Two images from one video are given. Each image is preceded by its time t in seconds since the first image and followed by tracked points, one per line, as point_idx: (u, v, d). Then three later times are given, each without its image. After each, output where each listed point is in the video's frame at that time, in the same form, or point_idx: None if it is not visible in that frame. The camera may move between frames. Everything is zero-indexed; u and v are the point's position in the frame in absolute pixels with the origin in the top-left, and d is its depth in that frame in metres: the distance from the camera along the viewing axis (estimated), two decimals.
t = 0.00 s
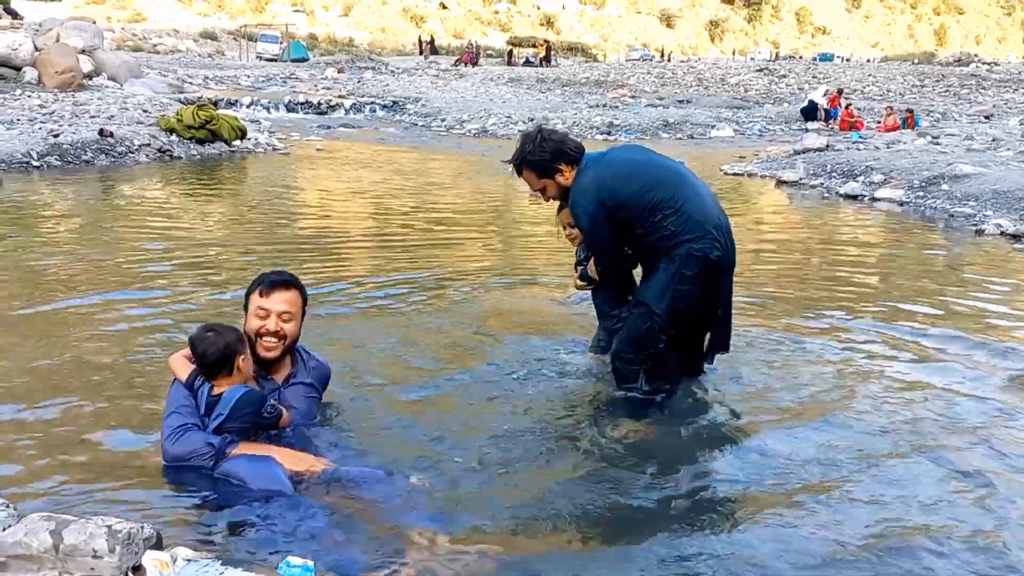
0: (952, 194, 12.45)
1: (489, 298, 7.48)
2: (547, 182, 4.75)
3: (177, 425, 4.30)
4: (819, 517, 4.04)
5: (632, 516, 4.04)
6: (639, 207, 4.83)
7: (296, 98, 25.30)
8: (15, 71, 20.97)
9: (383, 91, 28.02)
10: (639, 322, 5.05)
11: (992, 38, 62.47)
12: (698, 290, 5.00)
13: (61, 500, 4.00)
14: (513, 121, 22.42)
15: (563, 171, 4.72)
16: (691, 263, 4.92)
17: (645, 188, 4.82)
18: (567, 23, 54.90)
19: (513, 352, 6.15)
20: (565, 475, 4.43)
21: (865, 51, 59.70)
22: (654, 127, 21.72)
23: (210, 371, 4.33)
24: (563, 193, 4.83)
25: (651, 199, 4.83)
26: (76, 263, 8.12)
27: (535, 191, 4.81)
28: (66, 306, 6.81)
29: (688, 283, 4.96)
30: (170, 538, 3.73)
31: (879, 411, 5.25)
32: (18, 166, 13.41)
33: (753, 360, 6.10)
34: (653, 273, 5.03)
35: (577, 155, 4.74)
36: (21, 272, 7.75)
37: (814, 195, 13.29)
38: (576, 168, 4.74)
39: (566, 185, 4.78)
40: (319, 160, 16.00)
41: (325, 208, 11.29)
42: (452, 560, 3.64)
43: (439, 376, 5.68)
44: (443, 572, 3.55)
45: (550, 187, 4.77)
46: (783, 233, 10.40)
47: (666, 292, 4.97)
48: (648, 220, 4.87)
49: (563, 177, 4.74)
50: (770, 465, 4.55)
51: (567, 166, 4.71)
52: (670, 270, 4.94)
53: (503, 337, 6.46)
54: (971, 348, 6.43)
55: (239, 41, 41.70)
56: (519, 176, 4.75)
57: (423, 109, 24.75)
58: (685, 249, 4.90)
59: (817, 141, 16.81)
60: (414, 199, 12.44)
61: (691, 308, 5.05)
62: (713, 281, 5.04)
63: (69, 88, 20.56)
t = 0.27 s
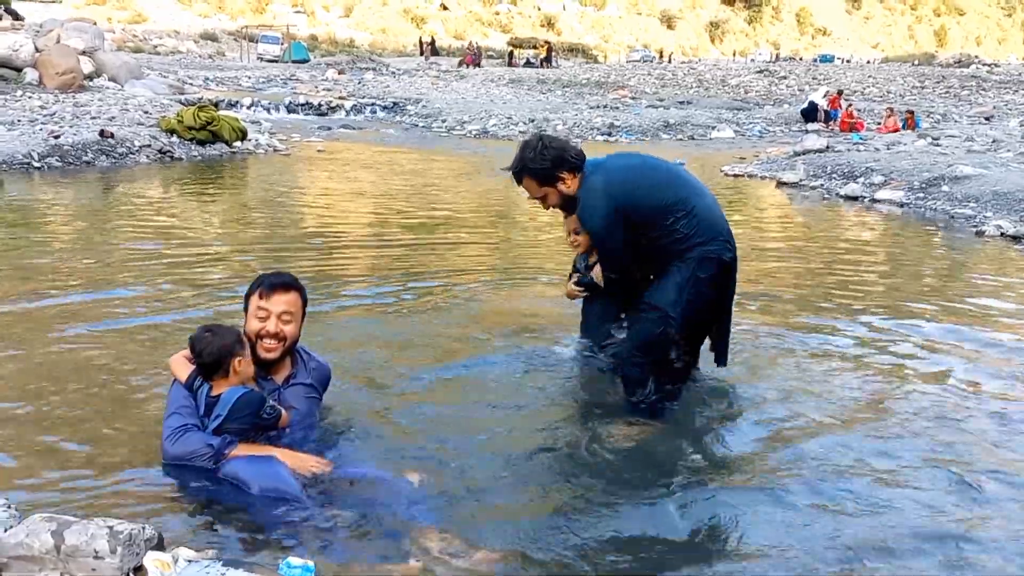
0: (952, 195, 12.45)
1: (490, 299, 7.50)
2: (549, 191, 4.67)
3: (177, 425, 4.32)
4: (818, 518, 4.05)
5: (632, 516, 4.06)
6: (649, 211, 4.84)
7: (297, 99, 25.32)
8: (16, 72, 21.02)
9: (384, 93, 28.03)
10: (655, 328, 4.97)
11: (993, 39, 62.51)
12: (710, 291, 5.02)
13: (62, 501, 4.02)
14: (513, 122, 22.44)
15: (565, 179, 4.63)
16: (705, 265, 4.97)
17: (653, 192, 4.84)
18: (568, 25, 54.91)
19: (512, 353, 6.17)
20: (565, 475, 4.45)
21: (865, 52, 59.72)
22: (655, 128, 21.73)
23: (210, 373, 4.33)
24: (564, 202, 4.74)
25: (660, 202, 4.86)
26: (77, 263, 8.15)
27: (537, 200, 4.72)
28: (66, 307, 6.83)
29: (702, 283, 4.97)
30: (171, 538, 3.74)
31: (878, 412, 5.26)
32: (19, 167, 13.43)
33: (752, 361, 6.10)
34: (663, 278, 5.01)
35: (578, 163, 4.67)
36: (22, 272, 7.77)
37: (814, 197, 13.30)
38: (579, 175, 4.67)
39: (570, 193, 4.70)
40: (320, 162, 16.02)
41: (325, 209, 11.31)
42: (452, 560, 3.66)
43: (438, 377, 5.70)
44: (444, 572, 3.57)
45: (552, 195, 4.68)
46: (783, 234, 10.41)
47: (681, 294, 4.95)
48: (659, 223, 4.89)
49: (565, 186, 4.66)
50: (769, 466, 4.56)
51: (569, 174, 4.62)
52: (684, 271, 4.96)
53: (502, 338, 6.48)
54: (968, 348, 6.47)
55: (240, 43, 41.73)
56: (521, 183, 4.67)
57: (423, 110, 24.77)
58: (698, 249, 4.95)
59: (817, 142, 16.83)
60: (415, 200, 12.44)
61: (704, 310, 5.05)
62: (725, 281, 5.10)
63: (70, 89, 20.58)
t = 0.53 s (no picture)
0: (952, 196, 12.45)
1: (490, 299, 7.49)
2: (555, 188, 4.65)
3: (175, 426, 4.34)
4: (817, 520, 4.05)
5: (632, 517, 4.05)
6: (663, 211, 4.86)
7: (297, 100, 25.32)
8: (16, 73, 21.03)
9: (384, 93, 28.03)
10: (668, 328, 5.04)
11: (992, 40, 62.51)
12: (720, 291, 5.06)
13: (61, 501, 4.02)
14: (513, 123, 22.44)
15: (573, 176, 4.62)
16: (717, 264, 4.99)
17: (665, 191, 4.85)
18: (567, 26, 54.89)
19: (511, 354, 6.16)
20: (565, 477, 4.44)
21: (865, 53, 59.74)
22: (655, 129, 21.74)
23: (209, 375, 4.33)
24: (571, 200, 4.72)
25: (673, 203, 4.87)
26: (77, 264, 8.15)
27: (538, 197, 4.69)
28: (66, 308, 6.84)
29: (713, 284, 5.00)
30: (171, 538, 3.75)
31: (878, 414, 5.26)
32: (19, 168, 13.44)
33: (752, 362, 6.10)
34: (674, 277, 5.04)
35: (586, 162, 4.67)
36: (22, 273, 7.78)
37: (814, 198, 13.29)
38: (587, 172, 4.67)
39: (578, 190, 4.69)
40: (320, 162, 16.02)
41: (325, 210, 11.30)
42: (452, 561, 3.65)
43: (436, 378, 5.69)
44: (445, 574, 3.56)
45: (558, 192, 4.65)
46: (783, 235, 10.40)
47: (694, 294, 4.99)
48: (671, 223, 4.90)
49: (573, 184, 4.65)
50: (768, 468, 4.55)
51: (576, 172, 4.61)
52: (697, 271, 4.98)
53: (501, 339, 6.47)
54: (964, 347, 6.48)
55: (240, 44, 41.74)
56: (525, 180, 4.62)
57: (423, 110, 24.77)
58: (711, 249, 4.97)
59: (817, 143, 16.82)
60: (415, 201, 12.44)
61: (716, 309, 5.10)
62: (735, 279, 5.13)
63: (70, 90, 20.59)
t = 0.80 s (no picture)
0: (952, 197, 12.45)
1: (489, 301, 7.50)
2: (568, 171, 4.62)
3: (174, 427, 4.34)
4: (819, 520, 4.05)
5: (633, 519, 4.05)
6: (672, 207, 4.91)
7: (296, 100, 25.33)
8: (17, 74, 21.05)
9: (384, 94, 28.06)
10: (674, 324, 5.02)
11: (992, 41, 62.56)
12: (726, 293, 5.06)
13: (62, 502, 4.02)
14: (513, 124, 22.46)
15: (586, 161, 4.63)
16: (724, 263, 5.00)
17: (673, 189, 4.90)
18: (567, 26, 54.92)
19: (510, 356, 6.15)
20: (564, 478, 4.45)
21: (864, 54, 59.76)
22: (654, 130, 21.76)
23: (208, 375, 4.33)
24: (584, 187, 4.69)
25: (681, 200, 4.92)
26: (78, 265, 8.16)
27: (550, 180, 4.63)
28: (67, 309, 6.84)
29: (720, 284, 5.00)
30: (172, 540, 3.75)
31: (878, 415, 5.25)
32: (20, 169, 13.45)
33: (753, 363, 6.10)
34: (683, 276, 5.00)
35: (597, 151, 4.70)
36: (23, 274, 7.78)
37: (814, 199, 13.30)
38: (599, 159, 4.68)
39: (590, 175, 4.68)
40: (320, 163, 16.04)
41: (325, 211, 11.31)
42: (452, 562, 3.66)
43: (435, 380, 5.67)
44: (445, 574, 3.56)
45: (571, 177, 4.62)
46: (782, 236, 10.41)
47: (704, 292, 4.97)
48: (680, 220, 4.93)
49: (586, 169, 4.65)
50: (767, 469, 4.55)
51: (590, 157, 4.63)
52: (706, 270, 4.97)
53: (500, 340, 6.46)
54: (964, 349, 6.48)
55: (240, 44, 41.77)
56: (539, 161, 4.57)
57: (423, 111, 24.79)
58: (718, 247, 4.99)
59: (817, 143, 16.83)
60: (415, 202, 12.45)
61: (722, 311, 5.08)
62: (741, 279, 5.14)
63: (70, 91, 20.61)
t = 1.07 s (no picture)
0: (952, 197, 12.45)
1: (490, 301, 7.49)
2: (584, 143, 4.52)
3: (173, 427, 4.34)
4: (819, 520, 4.05)
5: (632, 520, 4.04)
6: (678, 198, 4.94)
7: (297, 101, 25.33)
8: (17, 74, 21.05)
9: (384, 95, 28.06)
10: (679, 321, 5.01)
11: (992, 41, 62.55)
12: (723, 291, 5.12)
13: (62, 503, 4.02)
14: (513, 124, 22.46)
15: (602, 135, 4.56)
16: (722, 259, 5.04)
17: (679, 183, 4.93)
18: (568, 26, 54.89)
19: (510, 357, 6.14)
20: (564, 478, 4.44)
21: (864, 54, 59.74)
22: (655, 130, 21.75)
23: (206, 375, 4.34)
24: (600, 162, 4.59)
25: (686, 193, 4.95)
26: (78, 265, 8.16)
27: (564, 151, 4.49)
28: (67, 309, 6.84)
29: (719, 281, 5.05)
30: (172, 540, 3.75)
31: (878, 415, 5.24)
32: (20, 169, 13.45)
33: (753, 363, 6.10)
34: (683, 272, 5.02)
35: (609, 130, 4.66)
36: (22, 274, 7.78)
37: (814, 199, 13.30)
38: (610, 136, 4.65)
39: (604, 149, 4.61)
40: (320, 163, 16.03)
41: (325, 211, 11.31)
42: (452, 562, 3.65)
43: (433, 382, 5.65)
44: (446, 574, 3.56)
45: (587, 149, 4.52)
46: (782, 236, 10.41)
47: (704, 288, 5.00)
48: (682, 215, 4.96)
49: (602, 142, 4.58)
50: (767, 469, 4.55)
51: (605, 132, 4.57)
52: (706, 265, 5.00)
53: (499, 342, 6.45)
54: (963, 349, 6.47)
55: (240, 45, 41.77)
56: (556, 130, 4.45)
57: (423, 112, 24.79)
58: (718, 243, 5.03)
59: (817, 143, 16.82)
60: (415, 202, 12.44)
61: (719, 309, 5.14)
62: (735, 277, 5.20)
63: (70, 91, 20.61)
